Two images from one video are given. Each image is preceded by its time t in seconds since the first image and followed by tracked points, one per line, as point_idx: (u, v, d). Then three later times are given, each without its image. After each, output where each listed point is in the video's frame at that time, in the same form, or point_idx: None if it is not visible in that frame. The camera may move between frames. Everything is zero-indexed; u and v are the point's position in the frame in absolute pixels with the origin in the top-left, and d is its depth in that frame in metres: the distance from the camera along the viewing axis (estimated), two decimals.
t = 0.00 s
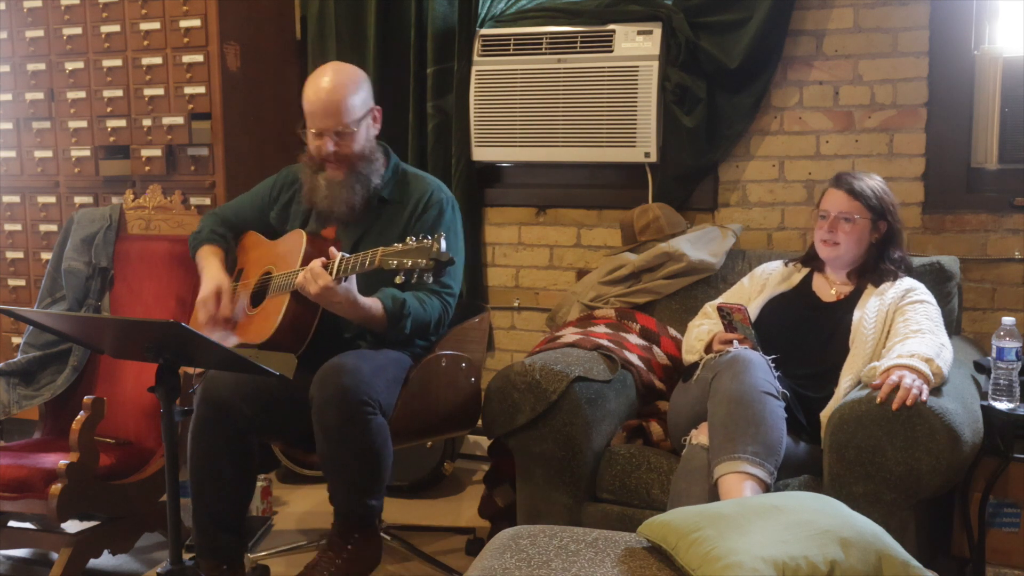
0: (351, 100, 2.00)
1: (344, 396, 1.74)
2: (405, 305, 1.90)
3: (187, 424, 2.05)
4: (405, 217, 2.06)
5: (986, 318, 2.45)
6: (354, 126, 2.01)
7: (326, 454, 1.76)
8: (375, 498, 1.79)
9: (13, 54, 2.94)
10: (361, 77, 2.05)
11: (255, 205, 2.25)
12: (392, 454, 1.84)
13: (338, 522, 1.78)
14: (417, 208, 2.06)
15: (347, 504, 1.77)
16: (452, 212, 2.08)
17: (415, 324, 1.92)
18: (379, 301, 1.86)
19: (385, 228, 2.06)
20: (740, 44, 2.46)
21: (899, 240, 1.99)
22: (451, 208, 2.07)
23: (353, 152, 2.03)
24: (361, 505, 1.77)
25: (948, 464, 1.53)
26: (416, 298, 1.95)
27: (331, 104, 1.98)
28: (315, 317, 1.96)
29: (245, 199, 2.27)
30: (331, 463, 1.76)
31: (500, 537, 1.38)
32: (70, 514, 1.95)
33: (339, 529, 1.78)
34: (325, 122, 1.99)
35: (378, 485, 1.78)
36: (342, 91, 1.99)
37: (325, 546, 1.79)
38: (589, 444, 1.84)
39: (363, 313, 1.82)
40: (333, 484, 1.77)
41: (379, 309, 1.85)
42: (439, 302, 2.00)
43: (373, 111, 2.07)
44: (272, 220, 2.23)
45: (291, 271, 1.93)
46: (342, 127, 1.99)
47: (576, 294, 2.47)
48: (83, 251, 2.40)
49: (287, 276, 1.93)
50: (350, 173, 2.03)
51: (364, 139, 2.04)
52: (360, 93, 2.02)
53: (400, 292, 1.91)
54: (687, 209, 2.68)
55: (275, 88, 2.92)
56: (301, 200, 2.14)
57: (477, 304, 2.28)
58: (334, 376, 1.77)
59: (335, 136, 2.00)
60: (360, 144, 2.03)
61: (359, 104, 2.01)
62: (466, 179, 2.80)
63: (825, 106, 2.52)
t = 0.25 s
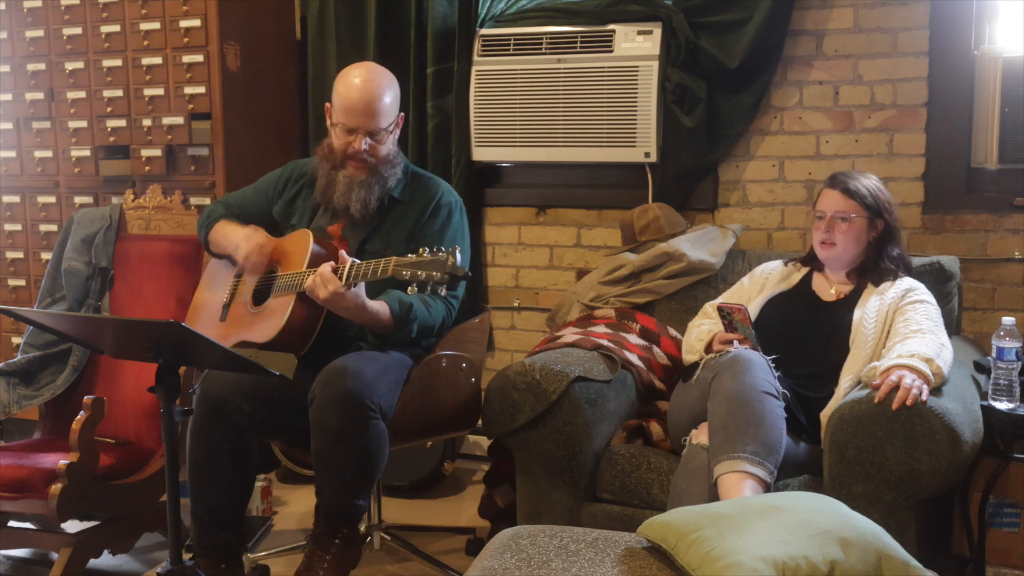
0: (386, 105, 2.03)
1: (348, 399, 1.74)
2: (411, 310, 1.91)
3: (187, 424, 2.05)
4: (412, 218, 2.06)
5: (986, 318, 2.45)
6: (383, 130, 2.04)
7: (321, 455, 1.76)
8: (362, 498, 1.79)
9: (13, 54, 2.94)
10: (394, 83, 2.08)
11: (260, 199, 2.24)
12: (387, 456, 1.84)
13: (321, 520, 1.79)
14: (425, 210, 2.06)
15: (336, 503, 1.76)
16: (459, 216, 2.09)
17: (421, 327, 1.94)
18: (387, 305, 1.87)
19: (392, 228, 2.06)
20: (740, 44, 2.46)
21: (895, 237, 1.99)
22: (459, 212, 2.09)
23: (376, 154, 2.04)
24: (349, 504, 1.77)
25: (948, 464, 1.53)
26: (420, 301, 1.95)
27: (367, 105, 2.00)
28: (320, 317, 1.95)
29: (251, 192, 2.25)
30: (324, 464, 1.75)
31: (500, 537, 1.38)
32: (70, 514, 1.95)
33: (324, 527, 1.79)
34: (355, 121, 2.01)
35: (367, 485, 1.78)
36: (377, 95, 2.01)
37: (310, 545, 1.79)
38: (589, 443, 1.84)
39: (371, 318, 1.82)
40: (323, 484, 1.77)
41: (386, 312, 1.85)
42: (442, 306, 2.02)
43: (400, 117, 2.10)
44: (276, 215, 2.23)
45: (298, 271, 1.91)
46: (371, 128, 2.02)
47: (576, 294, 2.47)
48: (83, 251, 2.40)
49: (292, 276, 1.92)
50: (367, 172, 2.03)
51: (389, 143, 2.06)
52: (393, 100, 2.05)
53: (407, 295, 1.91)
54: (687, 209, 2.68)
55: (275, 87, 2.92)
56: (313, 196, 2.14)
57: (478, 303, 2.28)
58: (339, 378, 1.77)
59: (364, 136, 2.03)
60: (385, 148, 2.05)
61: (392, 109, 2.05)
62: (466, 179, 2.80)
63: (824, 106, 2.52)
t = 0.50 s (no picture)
0: (381, 104, 2.02)
1: (347, 399, 1.74)
2: (412, 310, 1.91)
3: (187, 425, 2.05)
4: (416, 217, 2.06)
5: (986, 318, 2.45)
6: (379, 128, 2.02)
7: (320, 455, 1.75)
8: (359, 497, 1.79)
9: (13, 54, 2.94)
10: (392, 82, 2.07)
11: (265, 199, 2.27)
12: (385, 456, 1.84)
13: (320, 521, 1.78)
14: (429, 208, 2.06)
15: (332, 502, 1.76)
16: (463, 212, 2.09)
17: (421, 328, 1.94)
18: (386, 304, 1.86)
19: (395, 227, 2.06)
20: (740, 44, 2.46)
21: (891, 233, 1.98)
22: (463, 209, 2.09)
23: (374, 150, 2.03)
24: (347, 504, 1.77)
25: (948, 464, 1.53)
26: (422, 300, 1.96)
27: (362, 104, 2.00)
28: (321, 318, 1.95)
29: (255, 191, 2.28)
30: (322, 464, 1.75)
31: (500, 537, 1.38)
32: (70, 514, 1.95)
33: (322, 527, 1.78)
34: (349, 119, 2.00)
35: (364, 485, 1.78)
36: (371, 93, 2.01)
37: (308, 545, 1.78)
38: (589, 443, 1.84)
39: (371, 317, 1.82)
40: (320, 484, 1.77)
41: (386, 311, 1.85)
42: (445, 303, 2.03)
43: (398, 117, 2.09)
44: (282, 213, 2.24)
45: (300, 272, 1.92)
46: (366, 126, 2.01)
47: (576, 294, 2.47)
48: (83, 251, 2.40)
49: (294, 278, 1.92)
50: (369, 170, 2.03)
51: (388, 142, 2.05)
52: (390, 98, 2.04)
53: (407, 295, 1.91)
54: (687, 209, 2.68)
55: (275, 88, 2.92)
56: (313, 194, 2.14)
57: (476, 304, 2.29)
58: (337, 378, 1.77)
59: (360, 134, 2.02)
60: (384, 147, 2.04)
61: (388, 108, 2.04)
62: (466, 178, 2.80)
63: (824, 105, 2.52)
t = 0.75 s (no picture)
0: (352, 96, 2.01)
1: (345, 399, 1.74)
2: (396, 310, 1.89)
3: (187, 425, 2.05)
4: (407, 220, 2.05)
5: (986, 318, 2.45)
6: (351, 120, 2.01)
7: (318, 455, 1.76)
8: (358, 498, 1.79)
9: (13, 54, 2.94)
10: (370, 77, 2.06)
11: (259, 198, 2.26)
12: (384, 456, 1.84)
13: (318, 522, 1.78)
14: (421, 212, 2.05)
15: (330, 503, 1.76)
16: (456, 217, 2.08)
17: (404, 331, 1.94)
18: (369, 303, 1.85)
19: (387, 230, 2.05)
20: (740, 44, 2.46)
21: (896, 236, 1.99)
22: (456, 213, 2.08)
23: (353, 148, 2.02)
24: (346, 504, 1.77)
25: (948, 464, 1.53)
26: (409, 306, 1.94)
27: (331, 96, 2.00)
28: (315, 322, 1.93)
29: (250, 189, 2.28)
30: (321, 465, 1.75)
31: (500, 537, 1.38)
32: (70, 513, 1.95)
33: (321, 527, 1.78)
34: (320, 112, 2.00)
35: (362, 485, 1.78)
36: (343, 85, 2.01)
37: (307, 546, 1.78)
38: (589, 443, 1.84)
39: (353, 316, 1.82)
40: (319, 484, 1.76)
41: (370, 312, 1.85)
42: (434, 310, 2.01)
43: (377, 110, 2.07)
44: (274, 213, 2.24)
45: (292, 277, 1.90)
46: (338, 118, 2.00)
47: (575, 294, 2.47)
48: (83, 251, 2.40)
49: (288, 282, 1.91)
50: (352, 171, 2.02)
51: (364, 136, 2.03)
52: (365, 91, 2.03)
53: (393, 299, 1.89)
54: (687, 209, 2.68)
55: (275, 88, 2.92)
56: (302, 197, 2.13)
57: (476, 304, 2.29)
58: (336, 379, 1.77)
59: (331, 127, 2.01)
60: (357, 140, 2.02)
61: (362, 100, 2.02)
62: (466, 178, 2.80)
63: (824, 105, 2.52)
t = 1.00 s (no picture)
0: (336, 98, 2.02)
1: (345, 400, 1.74)
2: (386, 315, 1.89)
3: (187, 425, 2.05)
4: (394, 223, 2.04)
5: (986, 318, 2.45)
6: (335, 123, 2.02)
7: (316, 455, 1.76)
8: (357, 498, 1.79)
9: (13, 54, 2.94)
10: (355, 80, 2.07)
11: (249, 197, 2.26)
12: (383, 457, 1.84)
13: (316, 522, 1.78)
14: (408, 213, 2.04)
15: (330, 503, 1.76)
16: (444, 218, 2.06)
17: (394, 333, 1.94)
18: (358, 306, 1.84)
19: (375, 234, 2.05)
20: (740, 44, 2.46)
21: (897, 238, 2.00)
22: (445, 214, 2.06)
23: (337, 151, 2.03)
24: (344, 504, 1.77)
25: (948, 464, 1.53)
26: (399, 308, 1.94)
27: (314, 100, 2.00)
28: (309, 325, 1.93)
29: (240, 192, 2.27)
30: (321, 465, 1.75)
31: (500, 537, 1.38)
32: (70, 514, 1.95)
33: (319, 527, 1.78)
34: (303, 115, 2.01)
35: (362, 486, 1.78)
36: (328, 88, 2.01)
37: (306, 546, 1.78)
38: (589, 443, 1.84)
39: (343, 320, 1.82)
40: (320, 485, 1.77)
41: (359, 315, 1.84)
42: (425, 313, 2.00)
43: (362, 112, 2.07)
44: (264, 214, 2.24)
45: (284, 280, 1.90)
46: (321, 121, 2.01)
47: (575, 294, 2.47)
48: (83, 251, 2.40)
49: (280, 284, 1.90)
50: (337, 174, 2.03)
51: (348, 138, 2.04)
52: (349, 94, 2.03)
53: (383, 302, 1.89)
54: (687, 209, 2.68)
55: (275, 88, 2.92)
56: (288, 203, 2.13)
57: (477, 304, 2.28)
58: (335, 380, 1.77)
59: (314, 130, 2.02)
60: (342, 143, 2.03)
61: (345, 103, 2.03)
62: (467, 179, 2.80)
63: (824, 105, 2.52)
